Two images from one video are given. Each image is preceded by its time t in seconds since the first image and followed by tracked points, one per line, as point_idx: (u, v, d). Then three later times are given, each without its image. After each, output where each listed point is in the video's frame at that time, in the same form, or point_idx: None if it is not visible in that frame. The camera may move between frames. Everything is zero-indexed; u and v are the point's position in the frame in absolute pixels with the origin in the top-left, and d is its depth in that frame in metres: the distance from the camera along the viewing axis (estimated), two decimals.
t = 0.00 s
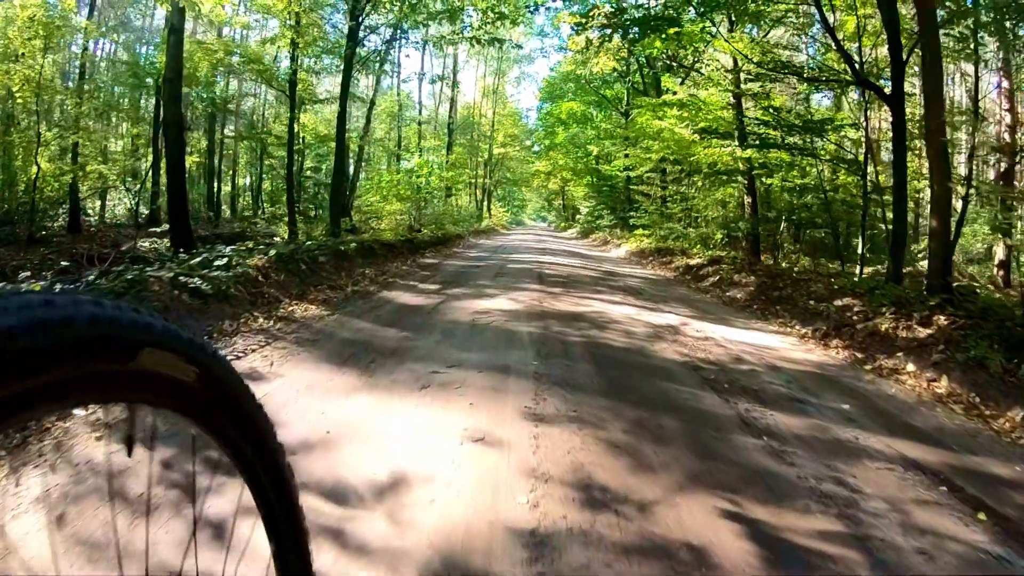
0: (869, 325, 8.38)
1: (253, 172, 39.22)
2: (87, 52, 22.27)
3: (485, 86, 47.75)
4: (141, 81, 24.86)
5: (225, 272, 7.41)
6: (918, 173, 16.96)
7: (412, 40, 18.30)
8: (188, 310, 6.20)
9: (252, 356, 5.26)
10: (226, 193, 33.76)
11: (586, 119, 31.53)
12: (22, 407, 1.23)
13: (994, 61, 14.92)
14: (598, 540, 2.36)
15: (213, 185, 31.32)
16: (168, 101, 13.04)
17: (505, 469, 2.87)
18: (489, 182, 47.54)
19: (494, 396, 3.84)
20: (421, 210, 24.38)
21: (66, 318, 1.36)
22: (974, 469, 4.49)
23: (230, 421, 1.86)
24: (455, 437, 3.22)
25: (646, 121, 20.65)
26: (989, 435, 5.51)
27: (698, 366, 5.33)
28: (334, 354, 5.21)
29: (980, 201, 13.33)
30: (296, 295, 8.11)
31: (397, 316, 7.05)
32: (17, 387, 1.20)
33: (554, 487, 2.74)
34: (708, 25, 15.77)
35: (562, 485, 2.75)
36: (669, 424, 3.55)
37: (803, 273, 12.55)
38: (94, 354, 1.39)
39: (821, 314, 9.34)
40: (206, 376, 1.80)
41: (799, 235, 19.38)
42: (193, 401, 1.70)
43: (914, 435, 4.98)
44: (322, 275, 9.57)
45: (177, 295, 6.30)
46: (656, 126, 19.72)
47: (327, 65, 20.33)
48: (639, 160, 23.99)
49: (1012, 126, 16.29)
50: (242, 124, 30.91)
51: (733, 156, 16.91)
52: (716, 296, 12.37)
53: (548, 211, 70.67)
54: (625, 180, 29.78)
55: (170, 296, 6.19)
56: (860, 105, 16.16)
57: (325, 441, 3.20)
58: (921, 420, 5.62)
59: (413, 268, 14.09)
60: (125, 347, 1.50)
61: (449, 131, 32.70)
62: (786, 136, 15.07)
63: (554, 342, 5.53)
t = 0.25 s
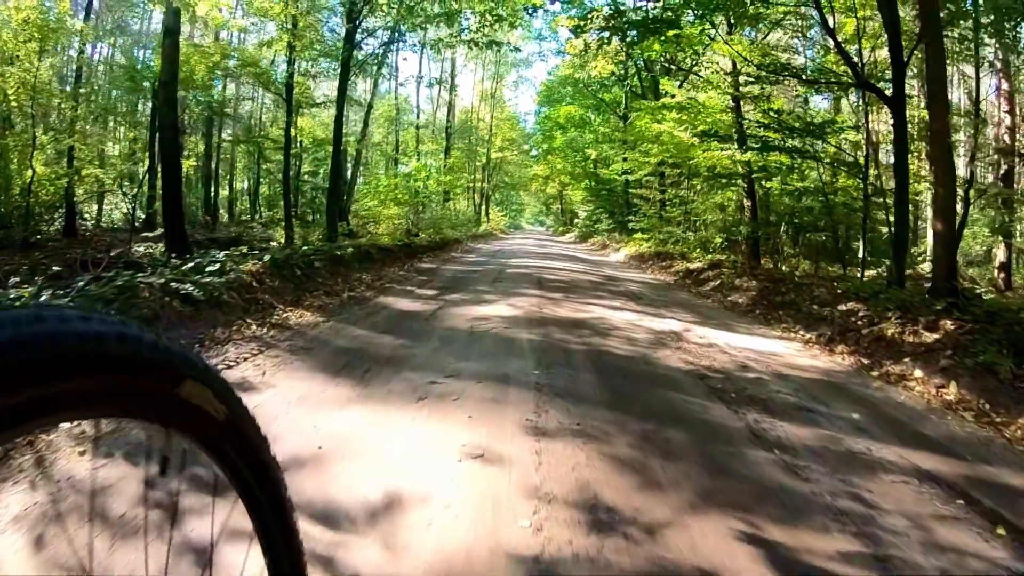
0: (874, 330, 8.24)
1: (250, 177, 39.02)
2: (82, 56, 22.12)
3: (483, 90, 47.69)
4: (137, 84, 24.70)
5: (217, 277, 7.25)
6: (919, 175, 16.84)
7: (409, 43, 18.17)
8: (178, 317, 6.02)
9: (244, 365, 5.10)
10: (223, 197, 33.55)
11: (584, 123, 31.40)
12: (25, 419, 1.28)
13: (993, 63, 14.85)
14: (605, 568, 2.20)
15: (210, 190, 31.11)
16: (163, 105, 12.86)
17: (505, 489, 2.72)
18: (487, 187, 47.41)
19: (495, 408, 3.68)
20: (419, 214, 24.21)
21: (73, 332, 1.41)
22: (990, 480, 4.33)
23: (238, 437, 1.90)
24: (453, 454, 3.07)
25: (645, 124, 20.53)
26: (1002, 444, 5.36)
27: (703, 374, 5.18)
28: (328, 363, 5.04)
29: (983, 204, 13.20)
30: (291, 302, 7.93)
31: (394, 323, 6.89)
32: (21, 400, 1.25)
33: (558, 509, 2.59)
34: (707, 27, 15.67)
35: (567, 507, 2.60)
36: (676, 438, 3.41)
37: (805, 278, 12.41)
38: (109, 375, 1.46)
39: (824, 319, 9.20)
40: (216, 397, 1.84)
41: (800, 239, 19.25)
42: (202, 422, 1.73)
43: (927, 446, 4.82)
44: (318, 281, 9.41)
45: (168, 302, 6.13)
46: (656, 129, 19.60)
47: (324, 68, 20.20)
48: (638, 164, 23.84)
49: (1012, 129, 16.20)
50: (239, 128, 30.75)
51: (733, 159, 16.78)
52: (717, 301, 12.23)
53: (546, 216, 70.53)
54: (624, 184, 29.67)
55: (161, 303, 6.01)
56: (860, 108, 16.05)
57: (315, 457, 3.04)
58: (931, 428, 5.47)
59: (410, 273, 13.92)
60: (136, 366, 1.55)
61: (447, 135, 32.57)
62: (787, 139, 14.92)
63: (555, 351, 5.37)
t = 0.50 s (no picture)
0: (882, 338, 8.09)
1: (249, 180, 38.87)
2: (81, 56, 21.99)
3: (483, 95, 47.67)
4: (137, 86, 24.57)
5: (211, 281, 7.08)
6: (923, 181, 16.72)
7: (410, 46, 18.06)
8: (170, 322, 5.85)
9: (236, 372, 4.93)
10: (221, 200, 33.39)
11: (585, 127, 31.31)
12: (59, 413, 1.28)
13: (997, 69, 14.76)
14: None
15: (209, 192, 30.94)
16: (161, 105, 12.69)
17: (507, 510, 2.57)
18: (487, 191, 47.30)
19: (495, 422, 3.52)
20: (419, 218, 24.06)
21: (116, 340, 1.46)
22: (1009, 497, 4.17)
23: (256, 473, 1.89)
24: (449, 470, 2.93)
25: (647, 129, 20.41)
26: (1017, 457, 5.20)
27: (709, 384, 5.01)
28: (324, 371, 4.88)
29: (989, 210, 13.06)
30: (288, 306, 7.77)
31: (391, 329, 6.73)
32: (63, 394, 1.27)
33: (564, 533, 2.42)
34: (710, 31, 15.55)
35: (573, 531, 2.44)
36: (686, 455, 3.26)
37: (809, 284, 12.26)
38: (133, 382, 1.45)
39: (830, 327, 9.05)
40: (240, 435, 1.86)
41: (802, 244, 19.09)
42: (225, 453, 1.73)
43: (941, 459, 4.66)
44: (315, 285, 9.25)
45: (160, 306, 5.96)
46: (657, 134, 19.47)
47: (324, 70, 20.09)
48: (638, 168, 23.72)
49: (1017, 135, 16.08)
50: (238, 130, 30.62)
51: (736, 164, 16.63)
52: (719, 307, 12.08)
53: (545, 221, 70.41)
54: (624, 189, 29.56)
55: (152, 307, 5.85)
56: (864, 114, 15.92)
57: (307, 472, 2.89)
58: (944, 441, 5.30)
59: (409, 277, 13.75)
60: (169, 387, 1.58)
61: (447, 139, 32.45)
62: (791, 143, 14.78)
63: (558, 359, 5.21)
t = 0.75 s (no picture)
0: (890, 347, 7.93)
1: (251, 179, 38.74)
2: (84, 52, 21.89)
3: (486, 96, 47.46)
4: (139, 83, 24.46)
5: (208, 281, 6.95)
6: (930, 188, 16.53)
7: (414, 46, 17.94)
8: (164, 323, 5.72)
9: (229, 375, 4.79)
10: (223, 199, 33.29)
11: (588, 131, 31.14)
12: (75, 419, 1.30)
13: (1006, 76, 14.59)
14: None
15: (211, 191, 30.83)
16: (163, 102, 12.57)
17: (509, 530, 2.44)
18: (490, 194, 47.22)
19: (497, 433, 3.38)
20: (421, 219, 23.92)
21: (164, 361, 1.52)
22: None
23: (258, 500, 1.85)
24: (447, 485, 2.79)
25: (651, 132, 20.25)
26: None
27: (716, 394, 4.87)
28: (320, 376, 4.74)
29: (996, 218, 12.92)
30: (285, 308, 7.63)
31: (390, 332, 6.59)
32: (76, 390, 1.25)
33: (570, 558, 2.28)
34: (716, 34, 15.41)
35: (578, 554, 2.30)
36: (695, 470, 3.12)
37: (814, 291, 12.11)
38: (162, 399, 1.49)
39: (837, 335, 8.90)
40: (254, 468, 1.86)
41: (806, 251, 18.93)
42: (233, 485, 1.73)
43: (954, 475, 4.51)
44: (315, 286, 9.12)
45: (154, 306, 5.82)
46: (662, 137, 19.33)
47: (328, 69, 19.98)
48: (642, 172, 23.56)
49: None
50: (241, 128, 30.53)
51: (740, 168, 16.47)
52: (723, 313, 11.93)
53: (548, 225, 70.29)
54: (627, 193, 29.46)
55: (146, 307, 5.71)
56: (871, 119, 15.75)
57: (298, 485, 2.74)
58: (958, 454, 5.15)
59: (410, 279, 13.62)
60: (183, 401, 1.57)
61: (451, 141, 32.33)
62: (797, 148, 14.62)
63: (561, 367, 5.06)
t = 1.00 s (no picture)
0: (899, 352, 7.77)
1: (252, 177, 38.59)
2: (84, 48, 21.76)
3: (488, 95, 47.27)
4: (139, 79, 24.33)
5: (203, 280, 6.80)
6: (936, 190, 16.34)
7: (416, 43, 17.77)
8: (157, 323, 5.57)
9: (223, 378, 4.65)
10: (224, 196, 33.14)
11: (591, 130, 30.94)
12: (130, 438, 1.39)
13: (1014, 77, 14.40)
14: None
15: (212, 188, 30.68)
16: (161, 98, 12.42)
17: (513, 551, 2.32)
18: (491, 194, 47.05)
19: (498, 444, 3.26)
20: (422, 218, 23.76)
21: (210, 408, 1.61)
22: None
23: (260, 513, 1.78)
24: (447, 500, 2.68)
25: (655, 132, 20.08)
26: None
27: (724, 401, 4.71)
28: (316, 379, 4.60)
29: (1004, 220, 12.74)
30: (283, 308, 7.49)
31: (389, 334, 6.44)
32: (74, 390, 1.18)
33: None
34: (721, 32, 15.23)
35: None
36: (707, 485, 2.98)
37: (820, 293, 11.94)
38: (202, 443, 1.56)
39: (844, 339, 8.74)
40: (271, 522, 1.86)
41: (810, 253, 18.75)
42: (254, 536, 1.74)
43: (971, 486, 4.36)
44: (314, 286, 8.98)
45: (147, 306, 5.68)
46: (665, 137, 19.15)
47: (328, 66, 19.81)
48: (645, 173, 23.38)
49: None
50: (242, 126, 30.37)
51: (745, 169, 16.30)
52: (728, 315, 11.76)
53: (550, 225, 70.12)
54: (630, 193, 29.28)
55: (138, 307, 5.57)
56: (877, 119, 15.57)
57: (289, 500, 2.60)
58: (972, 463, 5.00)
59: (411, 279, 13.47)
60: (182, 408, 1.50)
61: (453, 140, 32.16)
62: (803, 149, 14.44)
63: (564, 371, 4.92)
